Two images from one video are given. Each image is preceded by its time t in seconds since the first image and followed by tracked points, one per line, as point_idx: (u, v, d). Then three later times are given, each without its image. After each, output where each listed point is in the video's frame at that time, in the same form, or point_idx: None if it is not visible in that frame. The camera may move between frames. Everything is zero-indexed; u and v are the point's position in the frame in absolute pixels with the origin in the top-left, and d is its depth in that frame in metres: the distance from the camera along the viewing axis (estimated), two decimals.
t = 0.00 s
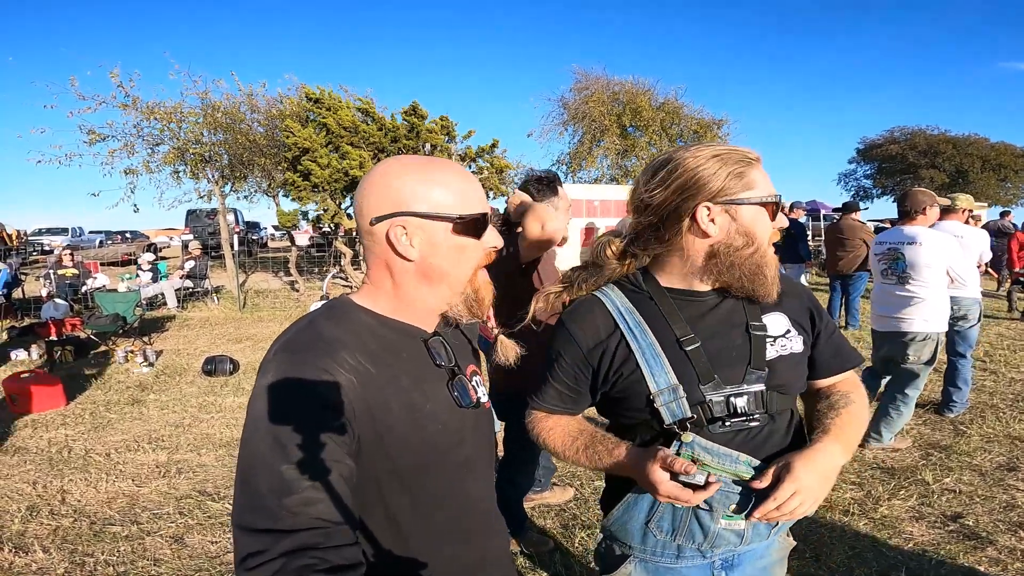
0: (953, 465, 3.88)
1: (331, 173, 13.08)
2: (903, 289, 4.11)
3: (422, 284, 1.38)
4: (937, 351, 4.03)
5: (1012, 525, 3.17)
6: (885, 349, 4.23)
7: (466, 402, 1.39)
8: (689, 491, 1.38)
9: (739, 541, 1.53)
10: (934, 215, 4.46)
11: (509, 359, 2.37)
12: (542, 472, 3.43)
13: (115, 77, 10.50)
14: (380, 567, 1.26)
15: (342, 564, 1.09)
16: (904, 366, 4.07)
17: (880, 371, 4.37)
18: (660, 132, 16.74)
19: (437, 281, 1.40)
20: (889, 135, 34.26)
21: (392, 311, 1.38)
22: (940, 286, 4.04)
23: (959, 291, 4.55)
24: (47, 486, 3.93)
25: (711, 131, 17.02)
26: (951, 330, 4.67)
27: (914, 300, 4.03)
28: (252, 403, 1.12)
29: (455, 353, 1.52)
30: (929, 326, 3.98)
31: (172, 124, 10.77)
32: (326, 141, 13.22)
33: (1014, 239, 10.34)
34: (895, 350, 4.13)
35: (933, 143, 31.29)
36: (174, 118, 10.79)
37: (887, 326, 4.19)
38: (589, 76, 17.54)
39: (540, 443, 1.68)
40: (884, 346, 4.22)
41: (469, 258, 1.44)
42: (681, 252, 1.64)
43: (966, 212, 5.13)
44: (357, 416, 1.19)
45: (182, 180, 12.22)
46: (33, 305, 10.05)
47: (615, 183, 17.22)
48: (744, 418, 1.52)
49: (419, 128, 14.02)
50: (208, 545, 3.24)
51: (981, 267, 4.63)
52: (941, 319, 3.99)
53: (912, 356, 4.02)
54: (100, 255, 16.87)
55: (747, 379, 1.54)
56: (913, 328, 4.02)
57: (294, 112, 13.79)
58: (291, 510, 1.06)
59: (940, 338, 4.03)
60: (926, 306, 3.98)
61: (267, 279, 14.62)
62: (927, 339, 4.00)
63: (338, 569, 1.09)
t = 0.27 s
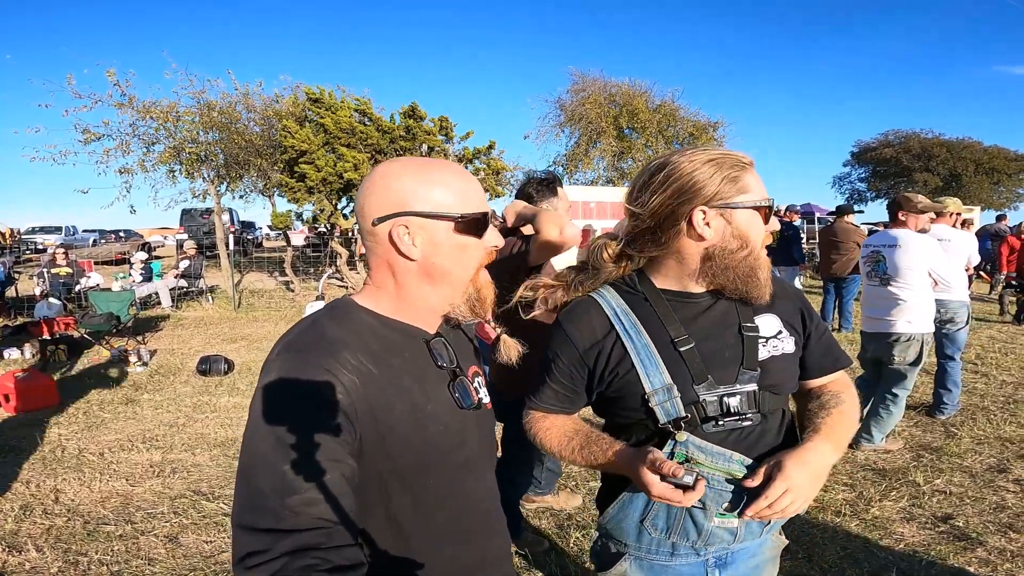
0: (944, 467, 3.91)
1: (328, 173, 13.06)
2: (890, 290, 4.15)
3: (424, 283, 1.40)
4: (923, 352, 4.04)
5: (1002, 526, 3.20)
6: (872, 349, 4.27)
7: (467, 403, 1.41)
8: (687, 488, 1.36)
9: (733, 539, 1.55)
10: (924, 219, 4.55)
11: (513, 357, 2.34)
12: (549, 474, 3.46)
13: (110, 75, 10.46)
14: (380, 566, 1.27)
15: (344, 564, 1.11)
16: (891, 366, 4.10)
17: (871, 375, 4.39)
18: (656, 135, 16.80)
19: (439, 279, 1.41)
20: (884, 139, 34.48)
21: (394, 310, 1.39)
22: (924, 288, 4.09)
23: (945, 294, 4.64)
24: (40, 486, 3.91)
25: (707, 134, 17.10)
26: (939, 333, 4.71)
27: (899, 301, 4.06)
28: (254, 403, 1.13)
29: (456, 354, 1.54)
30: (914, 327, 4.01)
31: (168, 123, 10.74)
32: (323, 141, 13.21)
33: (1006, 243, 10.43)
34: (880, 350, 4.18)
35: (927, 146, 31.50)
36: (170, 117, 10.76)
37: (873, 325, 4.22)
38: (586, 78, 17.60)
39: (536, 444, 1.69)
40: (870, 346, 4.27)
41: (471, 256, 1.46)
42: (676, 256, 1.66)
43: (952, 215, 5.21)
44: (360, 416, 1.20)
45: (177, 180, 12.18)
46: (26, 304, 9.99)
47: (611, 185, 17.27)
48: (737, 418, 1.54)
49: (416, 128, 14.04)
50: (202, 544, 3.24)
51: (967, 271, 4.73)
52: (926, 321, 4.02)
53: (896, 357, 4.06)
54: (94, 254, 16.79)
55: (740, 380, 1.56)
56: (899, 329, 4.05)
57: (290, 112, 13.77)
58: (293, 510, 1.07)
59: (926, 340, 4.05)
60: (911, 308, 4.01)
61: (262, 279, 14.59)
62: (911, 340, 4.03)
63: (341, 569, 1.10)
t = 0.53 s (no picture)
0: (942, 459, 3.93)
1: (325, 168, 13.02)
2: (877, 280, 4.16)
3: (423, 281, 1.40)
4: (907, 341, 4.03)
5: (1001, 519, 3.22)
6: (862, 340, 4.27)
7: (467, 402, 1.41)
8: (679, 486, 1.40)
9: (733, 534, 1.54)
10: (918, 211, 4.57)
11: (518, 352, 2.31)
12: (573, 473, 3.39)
13: (105, 71, 10.37)
14: (379, 565, 1.27)
15: (342, 564, 1.09)
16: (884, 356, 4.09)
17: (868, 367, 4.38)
18: (654, 127, 16.75)
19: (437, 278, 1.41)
20: (882, 130, 34.44)
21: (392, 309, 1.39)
22: (911, 279, 4.09)
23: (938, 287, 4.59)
24: (41, 484, 3.91)
25: (705, 126, 17.06)
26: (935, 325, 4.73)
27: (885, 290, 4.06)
28: (252, 401, 1.13)
29: (456, 352, 1.53)
30: (899, 316, 4.01)
31: (163, 119, 10.68)
32: (320, 136, 13.13)
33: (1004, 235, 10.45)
34: (866, 342, 4.22)
35: (924, 138, 31.49)
36: (166, 113, 10.69)
37: (861, 315, 4.22)
38: (584, 71, 17.51)
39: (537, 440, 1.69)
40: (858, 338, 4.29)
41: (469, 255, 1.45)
42: (669, 250, 1.66)
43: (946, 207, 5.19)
44: (359, 415, 1.20)
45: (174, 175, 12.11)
46: (24, 301, 9.96)
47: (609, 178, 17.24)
48: (736, 412, 1.54)
49: (413, 123, 13.98)
50: (205, 541, 3.25)
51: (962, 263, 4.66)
52: (912, 311, 4.01)
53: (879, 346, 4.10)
54: (91, 250, 16.72)
55: (738, 374, 1.56)
56: (883, 318, 4.06)
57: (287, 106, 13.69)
58: (292, 510, 1.06)
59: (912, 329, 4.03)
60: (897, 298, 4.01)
61: (260, 274, 14.57)
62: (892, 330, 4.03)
63: (338, 570, 1.08)
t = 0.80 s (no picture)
0: (932, 458, 3.98)
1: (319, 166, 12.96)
2: (856, 278, 4.23)
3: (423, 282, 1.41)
4: (879, 339, 4.06)
5: (990, 517, 3.27)
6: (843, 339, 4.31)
7: (466, 402, 1.41)
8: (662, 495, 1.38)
9: (725, 531, 1.54)
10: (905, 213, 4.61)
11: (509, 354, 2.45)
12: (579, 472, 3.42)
13: (95, 67, 10.27)
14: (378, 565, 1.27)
15: (341, 564, 1.09)
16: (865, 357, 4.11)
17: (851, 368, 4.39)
18: (647, 127, 16.80)
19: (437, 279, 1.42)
20: (872, 131, 34.71)
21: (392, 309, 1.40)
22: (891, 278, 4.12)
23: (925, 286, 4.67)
24: (32, 484, 3.87)
25: (698, 126, 17.12)
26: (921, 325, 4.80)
27: (862, 286, 4.14)
28: (252, 401, 1.13)
29: (456, 352, 1.54)
30: (873, 314, 4.07)
31: (155, 117, 10.60)
32: (314, 134, 13.06)
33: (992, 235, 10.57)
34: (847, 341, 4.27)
35: (914, 138, 31.77)
36: (157, 110, 10.61)
37: (841, 312, 4.32)
38: (578, 70, 17.53)
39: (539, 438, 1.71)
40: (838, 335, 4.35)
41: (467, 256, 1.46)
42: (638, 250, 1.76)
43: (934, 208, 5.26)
44: (361, 415, 1.20)
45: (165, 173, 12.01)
46: (13, 299, 9.84)
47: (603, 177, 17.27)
48: (729, 411, 1.54)
49: (408, 121, 13.95)
50: (199, 541, 3.24)
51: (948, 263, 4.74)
52: (891, 309, 4.05)
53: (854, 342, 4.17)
54: (80, 247, 16.54)
55: (732, 374, 1.57)
56: (858, 316, 4.14)
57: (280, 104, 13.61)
58: (292, 509, 1.06)
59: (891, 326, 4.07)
60: (876, 293, 4.06)
61: (252, 272, 14.48)
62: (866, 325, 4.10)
63: (340, 569, 1.08)
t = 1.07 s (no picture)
0: (927, 460, 4.00)
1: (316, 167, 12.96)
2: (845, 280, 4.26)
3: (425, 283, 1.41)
4: (867, 341, 4.08)
5: (984, 520, 3.28)
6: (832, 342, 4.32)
7: (467, 403, 1.41)
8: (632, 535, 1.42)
9: (715, 531, 1.51)
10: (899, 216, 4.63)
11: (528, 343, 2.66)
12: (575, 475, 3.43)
13: (91, 66, 10.22)
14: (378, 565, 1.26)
15: (342, 564, 1.08)
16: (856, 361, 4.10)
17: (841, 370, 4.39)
18: (644, 129, 16.85)
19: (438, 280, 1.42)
20: (868, 135, 34.90)
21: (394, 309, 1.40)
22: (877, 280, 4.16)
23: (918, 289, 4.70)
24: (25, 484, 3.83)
25: (695, 128, 17.19)
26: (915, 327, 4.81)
27: (851, 289, 4.18)
28: (251, 402, 1.13)
29: (456, 353, 1.55)
30: (860, 316, 4.10)
31: (151, 117, 10.55)
32: (312, 134, 13.02)
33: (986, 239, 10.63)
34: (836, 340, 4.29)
35: (909, 143, 31.94)
36: (154, 110, 10.57)
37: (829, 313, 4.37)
38: (576, 72, 17.57)
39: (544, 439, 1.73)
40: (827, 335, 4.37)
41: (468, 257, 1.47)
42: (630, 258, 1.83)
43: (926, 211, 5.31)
44: (363, 416, 1.20)
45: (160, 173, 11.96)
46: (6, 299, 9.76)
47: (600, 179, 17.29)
48: (718, 409, 1.54)
49: (406, 122, 13.95)
50: (193, 543, 3.22)
51: (941, 266, 4.78)
52: (876, 310, 4.09)
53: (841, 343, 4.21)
54: (75, 248, 16.43)
55: (725, 374, 1.57)
56: (846, 318, 4.18)
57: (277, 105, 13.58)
58: (293, 509, 1.06)
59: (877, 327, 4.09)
60: (865, 295, 4.10)
61: (247, 273, 14.43)
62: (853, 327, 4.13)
63: (340, 568, 1.07)
